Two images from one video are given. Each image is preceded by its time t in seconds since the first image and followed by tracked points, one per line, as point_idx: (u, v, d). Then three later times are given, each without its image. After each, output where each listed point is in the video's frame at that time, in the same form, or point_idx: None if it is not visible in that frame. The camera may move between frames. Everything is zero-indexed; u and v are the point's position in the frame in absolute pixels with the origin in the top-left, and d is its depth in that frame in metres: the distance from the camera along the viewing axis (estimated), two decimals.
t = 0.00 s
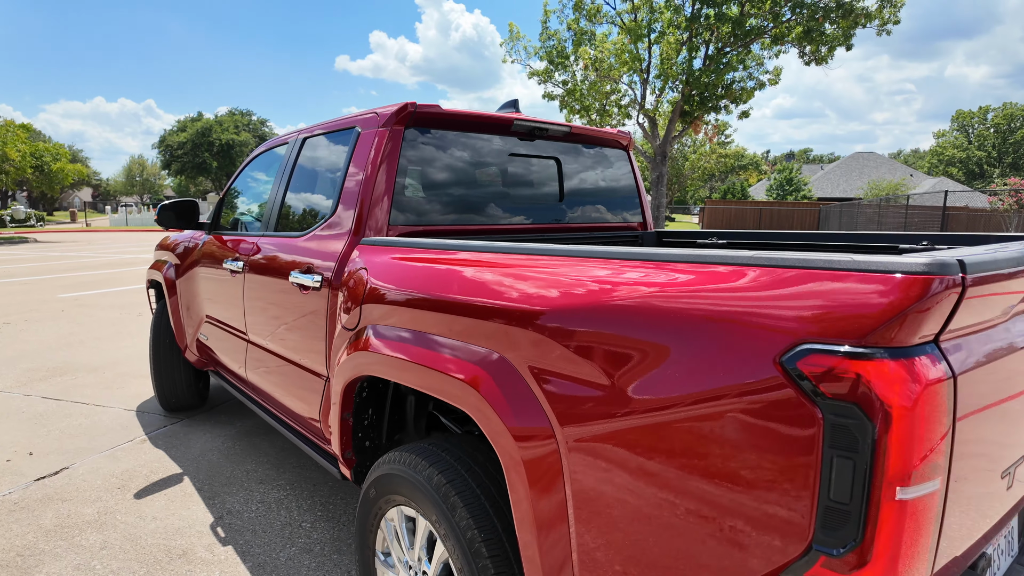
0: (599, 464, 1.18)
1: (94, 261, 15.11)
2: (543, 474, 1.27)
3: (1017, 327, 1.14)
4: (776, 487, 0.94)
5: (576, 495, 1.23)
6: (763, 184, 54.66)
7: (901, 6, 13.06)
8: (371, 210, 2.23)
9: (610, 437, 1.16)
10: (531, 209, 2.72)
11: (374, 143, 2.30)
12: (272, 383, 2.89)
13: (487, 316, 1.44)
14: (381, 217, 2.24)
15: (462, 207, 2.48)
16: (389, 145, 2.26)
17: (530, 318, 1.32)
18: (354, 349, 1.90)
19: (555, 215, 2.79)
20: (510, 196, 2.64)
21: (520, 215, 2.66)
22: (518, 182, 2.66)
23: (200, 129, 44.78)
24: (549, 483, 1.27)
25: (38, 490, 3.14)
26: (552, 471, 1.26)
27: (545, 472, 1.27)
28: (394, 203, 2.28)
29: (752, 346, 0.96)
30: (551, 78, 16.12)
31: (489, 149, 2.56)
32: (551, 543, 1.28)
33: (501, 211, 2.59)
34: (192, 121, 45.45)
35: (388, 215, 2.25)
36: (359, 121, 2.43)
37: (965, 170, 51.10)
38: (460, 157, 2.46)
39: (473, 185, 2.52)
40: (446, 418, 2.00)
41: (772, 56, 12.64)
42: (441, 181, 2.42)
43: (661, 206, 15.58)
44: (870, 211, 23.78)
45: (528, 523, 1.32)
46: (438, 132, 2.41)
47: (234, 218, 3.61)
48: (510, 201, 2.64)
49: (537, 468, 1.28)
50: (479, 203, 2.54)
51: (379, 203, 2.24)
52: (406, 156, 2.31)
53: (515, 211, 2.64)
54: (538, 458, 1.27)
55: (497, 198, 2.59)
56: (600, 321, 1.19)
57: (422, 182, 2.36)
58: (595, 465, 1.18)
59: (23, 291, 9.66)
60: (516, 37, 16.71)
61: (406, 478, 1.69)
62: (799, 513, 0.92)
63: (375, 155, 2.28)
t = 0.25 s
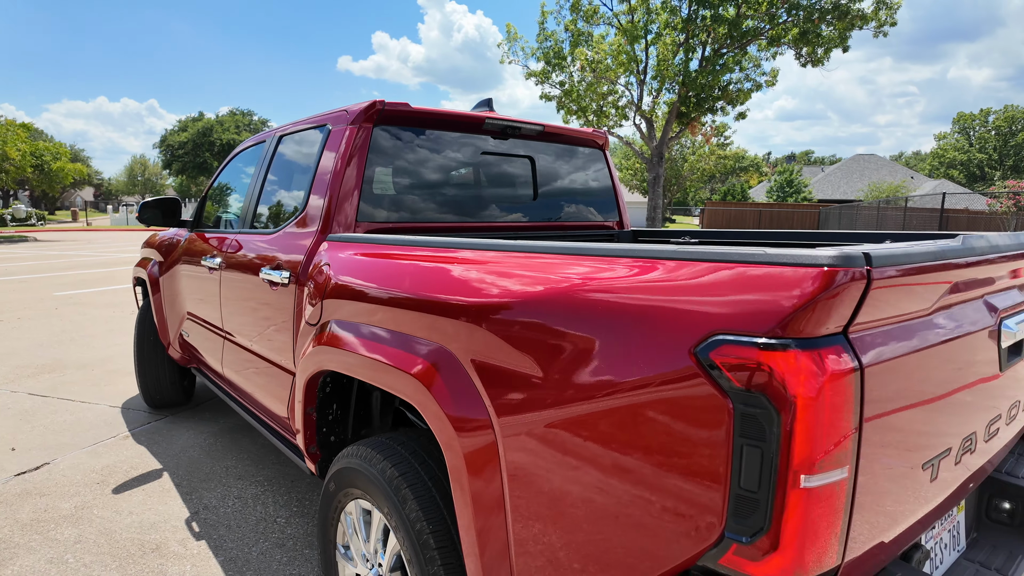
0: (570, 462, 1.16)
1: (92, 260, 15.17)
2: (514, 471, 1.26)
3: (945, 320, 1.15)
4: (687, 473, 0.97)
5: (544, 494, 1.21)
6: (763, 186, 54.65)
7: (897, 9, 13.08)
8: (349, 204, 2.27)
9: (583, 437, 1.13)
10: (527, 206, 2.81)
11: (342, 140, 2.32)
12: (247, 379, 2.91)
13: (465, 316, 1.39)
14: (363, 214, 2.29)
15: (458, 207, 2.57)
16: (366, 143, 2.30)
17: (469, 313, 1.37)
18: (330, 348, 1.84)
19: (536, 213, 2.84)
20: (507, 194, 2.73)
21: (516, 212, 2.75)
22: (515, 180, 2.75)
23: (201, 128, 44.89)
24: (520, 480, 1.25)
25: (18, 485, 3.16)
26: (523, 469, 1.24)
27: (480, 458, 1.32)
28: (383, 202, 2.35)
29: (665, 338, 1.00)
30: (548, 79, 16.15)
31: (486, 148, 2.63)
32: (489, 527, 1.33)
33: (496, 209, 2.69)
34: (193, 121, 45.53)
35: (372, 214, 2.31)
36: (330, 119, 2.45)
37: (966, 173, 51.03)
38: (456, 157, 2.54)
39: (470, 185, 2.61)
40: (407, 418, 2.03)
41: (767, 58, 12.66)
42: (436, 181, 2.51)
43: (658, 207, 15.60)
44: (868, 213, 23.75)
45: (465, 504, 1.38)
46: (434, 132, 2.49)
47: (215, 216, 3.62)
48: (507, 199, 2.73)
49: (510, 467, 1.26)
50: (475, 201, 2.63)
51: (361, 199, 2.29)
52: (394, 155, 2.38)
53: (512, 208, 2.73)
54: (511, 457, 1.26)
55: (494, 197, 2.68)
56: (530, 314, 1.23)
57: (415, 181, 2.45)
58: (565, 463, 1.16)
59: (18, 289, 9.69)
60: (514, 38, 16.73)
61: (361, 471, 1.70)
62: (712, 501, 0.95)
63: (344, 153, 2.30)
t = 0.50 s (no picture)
0: (550, 458, 1.12)
1: (94, 258, 15.27)
2: (490, 470, 1.25)
3: (884, 314, 1.17)
4: (615, 460, 1.01)
5: (516, 493, 1.20)
6: (767, 188, 54.53)
7: (897, 11, 13.06)
8: (345, 203, 2.38)
9: (565, 434, 1.09)
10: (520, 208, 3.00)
11: (319, 137, 2.39)
12: (230, 374, 2.95)
13: (446, 311, 1.35)
14: (361, 211, 2.43)
15: (456, 206, 2.74)
16: (365, 143, 2.43)
17: (423, 308, 1.42)
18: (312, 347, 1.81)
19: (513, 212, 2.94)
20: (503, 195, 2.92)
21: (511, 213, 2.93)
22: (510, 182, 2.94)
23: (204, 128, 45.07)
24: (495, 478, 1.24)
25: (5, 478, 3.20)
26: (498, 467, 1.23)
27: (431, 444, 1.37)
28: (382, 201, 2.50)
29: (596, 329, 1.03)
30: (549, 80, 16.17)
31: (484, 151, 2.81)
32: (441, 514, 1.37)
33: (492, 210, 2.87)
34: (197, 121, 45.73)
35: (370, 211, 2.45)
36: (308, 116, 2.51)
37: (971, 176, 50.79)
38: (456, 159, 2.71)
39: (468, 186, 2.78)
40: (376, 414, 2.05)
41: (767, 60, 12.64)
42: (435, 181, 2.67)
43: (657, 208, 15.59)
44: (871, 216, 23.68)
45: (417, 490, 1.42)
46: (434, 134, 2.65)
47: (203, 213, 3.67)
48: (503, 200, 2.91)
49: (487, 465, 1.25)
50: (472, 202, 2.80)
51: (360, 197, 2.43)
52: (394, 155, 2.52)
53: (507, 210, 2.92)
54: (489, 455, 1.24)
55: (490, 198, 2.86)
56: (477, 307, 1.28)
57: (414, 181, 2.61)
58: (546, 460, 1.13)
59: (18, 287, 9.77)
60: (515, 39, 16.75)
61: (325, 464, 1.73)
62: (639, 487, 0.98)
63: (320, 148, 2.36)
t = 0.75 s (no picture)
0: (546, 453, 1.11)
1: (101, 257, 15.39)
2: (479, 465, 1.26)
3: (843, 306, 1.20)
4: (574, 442, 1.06)
5: (503, 487, 1.21)
6: (774, 189, 54.25)
7: (903, 11, 12.98)
8: (347, 200, 2.47)
9: (561, 430, 1.08)
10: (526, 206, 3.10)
11: (310, 135, 2.47)
12: (226, 368, 3.01)
13: (443, 304, 1.34)
14: (363, 209, 2.53)
15: (461, 204, 2.83)
16: (355, 142, 2.52)
17: (403, 299, 1.46)
18: (309, 342, 1.79)
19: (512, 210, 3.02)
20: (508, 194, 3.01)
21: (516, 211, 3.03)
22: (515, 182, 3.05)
23: (213, 128, 45.33)
24: (483, 473, 1.25)
25: (6, 469, 3.27)
26: (487, 462, 1.24)
27: (405, 432, 1.42)
28: (387, 198, 2.61)
29: (556, 319, 1.08)
30: (553, 81, 16.17)
31: (489, 152, 2.94)
32: (416, 502, 1.42)
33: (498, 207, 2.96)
34: (206, 121, 46.03)
35: (374, 209, 2.55)
36: (299, 114, 2.60)
37: (981, 177, 50.31)
38: (461, 158, 2.83)
39: (474, 185, 2.89)
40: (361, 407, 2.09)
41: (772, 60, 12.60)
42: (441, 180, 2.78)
43: (662, 209, 15.54)
44: (878, 217, 23.50)
45: (394, 477, 1.47)
46: (441, 134, 2.79)
47: (201, 211, 3.75)
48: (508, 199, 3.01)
49: (476, 459, 1.26)
50: (478, 200, 2.90)
51: (364, 195, 2.54)
52: (398, 155, 2.65)
53: (513, 208, 3.02)
54: (479, 450, 1.25)
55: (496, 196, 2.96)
56: (449, 299, 1.33)
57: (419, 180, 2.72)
58: (526, 449, 1.15)
59: (26, 284, 9.88)
60: (519, 40, 16.77)
61: (309, 454, 1.76)
62: (595, 468, 1.03)
63: (310, 146, 2.45)
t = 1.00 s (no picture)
0: (546, 448, 1.12)
1: (109, 257, 15.54)
2: (477, 461, 1.27)
3: (817, 302, 1.24)
4: (554, 432, 1.10)
5: (500, 482, 1.23)
6: (783, 189, 53.96)
7: (910, 9, 12.92)
8: (347, 200, 2.53)
9: (541, 420, 1.12)
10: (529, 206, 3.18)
11: (311, 137, 2.53)
12: (229, 365, 3.08)
13: (432, 300, 1.39)
14: (368, 209, 2.59)
15: (461, 204, 2.88)
16: (355, 143, 2.58)
17: (395, 296, 1.51)
18: (309, 339, 1.83)
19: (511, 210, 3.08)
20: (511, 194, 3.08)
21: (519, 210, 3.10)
22: (518, 182, 3.12)
23: (221, 129, 45.64)
24: (479, 469, 1.27)
25: (17, 464, 3.34)
26: (485, 458, 1.26)
27: (398, 425, 1.47)
28: (392, 198, 2.67)
29: (536, 312, 1.13)
30: (559, 80, 16.18)
31: (492, 152, 3.00)
32: (407, 497, 1.46)
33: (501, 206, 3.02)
34: (214, 122, 46.36)
35: (378, 208, 2.62)
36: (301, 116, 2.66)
37: (992, 176, 49.82)
38: (465, 158, 2.89)
39: (478, 185, 2.95)
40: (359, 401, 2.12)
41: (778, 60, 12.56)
42: (445, 181, 2.85)
43: (667, 208, 15.53)
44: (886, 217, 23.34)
45: (387, 469, 1.51)
46: (445, 135, 2.84)
47: (206, 211, 3.82)
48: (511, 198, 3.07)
49: (474, 455, 1.28)
50: (482, 199, 2.96)
51: (370, 195, 2.60)
52: (403, 156, 2.71)
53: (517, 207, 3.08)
54: (477, 446, 1.27)
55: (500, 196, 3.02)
56: (438, 295, 1.38)
57: (423, 180, 2.78)
58: (510, 439, 1.19)
59: (36, 284, 10.02)
60: (525, 39, 16.79)
61: (308, 446, 1.82)
62: (573, 456, 1.07)
63: (311, 147, 2.51)
